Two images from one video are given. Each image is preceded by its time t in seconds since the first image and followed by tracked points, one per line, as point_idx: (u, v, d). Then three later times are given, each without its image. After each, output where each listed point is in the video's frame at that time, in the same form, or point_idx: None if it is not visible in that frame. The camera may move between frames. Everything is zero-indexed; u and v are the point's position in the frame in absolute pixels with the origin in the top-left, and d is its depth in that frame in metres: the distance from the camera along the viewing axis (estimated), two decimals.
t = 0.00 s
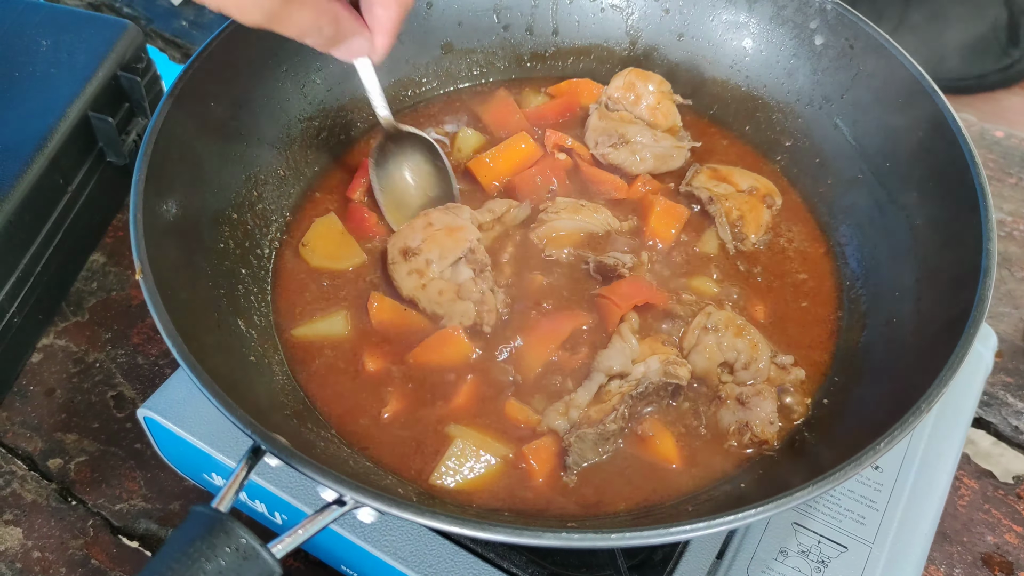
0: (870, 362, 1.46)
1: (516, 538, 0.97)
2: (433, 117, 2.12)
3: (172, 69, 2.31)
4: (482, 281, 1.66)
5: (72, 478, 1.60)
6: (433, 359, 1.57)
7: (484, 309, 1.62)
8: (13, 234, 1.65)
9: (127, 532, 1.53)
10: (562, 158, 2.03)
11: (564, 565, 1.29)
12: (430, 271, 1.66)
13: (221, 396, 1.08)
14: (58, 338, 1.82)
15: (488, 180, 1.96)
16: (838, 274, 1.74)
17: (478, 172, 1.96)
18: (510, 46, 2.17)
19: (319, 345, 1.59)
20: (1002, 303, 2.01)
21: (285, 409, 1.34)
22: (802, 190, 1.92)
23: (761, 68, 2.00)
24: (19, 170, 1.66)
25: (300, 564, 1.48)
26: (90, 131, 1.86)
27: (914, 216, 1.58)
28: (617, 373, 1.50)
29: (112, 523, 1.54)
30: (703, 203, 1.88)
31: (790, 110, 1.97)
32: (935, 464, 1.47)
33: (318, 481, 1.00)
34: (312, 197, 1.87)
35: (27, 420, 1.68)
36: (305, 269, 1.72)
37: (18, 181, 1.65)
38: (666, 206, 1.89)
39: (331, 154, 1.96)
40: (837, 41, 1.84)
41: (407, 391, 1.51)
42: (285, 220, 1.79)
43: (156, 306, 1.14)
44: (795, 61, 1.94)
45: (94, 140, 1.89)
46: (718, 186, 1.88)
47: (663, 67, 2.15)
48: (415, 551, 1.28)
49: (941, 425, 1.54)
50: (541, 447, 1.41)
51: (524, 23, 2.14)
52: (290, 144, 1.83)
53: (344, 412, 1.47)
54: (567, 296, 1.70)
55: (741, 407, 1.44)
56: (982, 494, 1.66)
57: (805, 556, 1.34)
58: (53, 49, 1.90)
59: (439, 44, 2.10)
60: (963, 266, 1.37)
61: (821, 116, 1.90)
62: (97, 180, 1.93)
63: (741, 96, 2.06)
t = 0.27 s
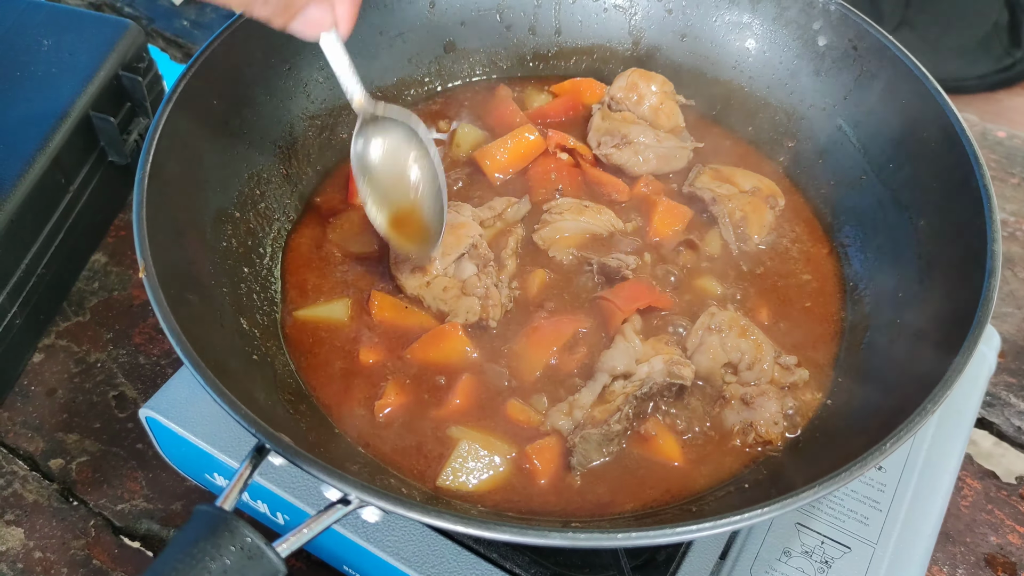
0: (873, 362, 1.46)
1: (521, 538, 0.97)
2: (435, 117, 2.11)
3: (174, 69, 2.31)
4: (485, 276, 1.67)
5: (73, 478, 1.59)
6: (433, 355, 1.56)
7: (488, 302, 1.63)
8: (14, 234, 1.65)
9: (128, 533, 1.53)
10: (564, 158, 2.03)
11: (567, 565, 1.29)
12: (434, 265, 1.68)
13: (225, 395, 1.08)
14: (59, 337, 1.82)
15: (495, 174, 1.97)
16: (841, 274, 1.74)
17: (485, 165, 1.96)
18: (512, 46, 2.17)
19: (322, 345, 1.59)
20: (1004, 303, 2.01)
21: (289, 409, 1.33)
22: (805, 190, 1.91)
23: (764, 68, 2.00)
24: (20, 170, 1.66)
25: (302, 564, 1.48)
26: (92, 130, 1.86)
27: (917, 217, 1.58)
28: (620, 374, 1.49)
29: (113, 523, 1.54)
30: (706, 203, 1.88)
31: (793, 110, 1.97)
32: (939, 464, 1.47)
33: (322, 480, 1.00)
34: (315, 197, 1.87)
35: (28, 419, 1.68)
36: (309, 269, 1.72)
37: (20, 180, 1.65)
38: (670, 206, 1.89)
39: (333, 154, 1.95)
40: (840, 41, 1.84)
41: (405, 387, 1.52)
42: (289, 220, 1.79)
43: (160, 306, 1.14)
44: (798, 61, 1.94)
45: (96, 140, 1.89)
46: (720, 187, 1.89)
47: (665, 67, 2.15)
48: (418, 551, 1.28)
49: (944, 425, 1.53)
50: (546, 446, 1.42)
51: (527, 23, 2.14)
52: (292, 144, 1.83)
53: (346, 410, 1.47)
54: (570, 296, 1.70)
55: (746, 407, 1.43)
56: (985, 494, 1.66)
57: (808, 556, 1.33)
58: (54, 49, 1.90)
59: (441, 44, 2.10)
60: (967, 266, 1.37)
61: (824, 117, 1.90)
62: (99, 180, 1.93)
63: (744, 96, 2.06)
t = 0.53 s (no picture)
0: (872, 363, 1.46)
1: (521, 538, 0.97)
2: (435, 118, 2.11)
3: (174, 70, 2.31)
4: (517, 256, 1.73)
5: (74, 479, 1.60)
6: (437, 339, 1.58)
7: (518, 280, 1.68)
8: (15, 235, 1.65)
9: (128, 533, 1.53)
10: (570, 158, 2.03)
11: (566, 565, 1.29)
12: (468, 247, 1.73)
13: (226, 395, 1.08)
14: (60, 339, 1.82)
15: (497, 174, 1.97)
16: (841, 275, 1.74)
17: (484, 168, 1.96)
18: (512, 47, 2.17)
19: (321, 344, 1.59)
20: (1003, 304, 2.02)
21: (289, 409, 1.34)
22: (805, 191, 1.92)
23: (764, 69, 2.00)
24: (20, 171, 1.66)
25: (302, 565, 1.48)
26: (93, 131, 1.86)
27: (917, 218, 1.58)
28: (618, 374, 1.49)
29: (113, 524, 1.54)
30: (713, 200, 1.88)
31: (793, 111, 1.97)
32: (938, 465, 1.47)
33: (322, 481, 1.00)
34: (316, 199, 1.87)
35: (29, 420, 1.68)
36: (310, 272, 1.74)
37: (20, 182, 1.65)
38: (682, 202, 1.88)
39: (333, 154, 1.95)
40: (840, 42, 1.84)
41: (410, 378, 1.53)
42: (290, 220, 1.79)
43: (160, 306, 1.14)
44: (797, 63, 1.94)
45: (96, 141, 1.89)
46: (729, 184, 1.88)
47: (665, 68, 2.15)
48: (418, 552, 1.28)
49: (944, 425, 1.54)
50: (541, 446, 1.41)
51: (527, 24, 2.14)
52: (292, 144, 1.83)
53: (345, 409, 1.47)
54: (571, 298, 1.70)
55: (744, 408, 1.44)
56: (984, 495, 1.66)
57: (807, 556, 1.34)
58: (55, 51, 1.90)
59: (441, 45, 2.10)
60: (966, 267, 1.38)
61: (823, 118, 1.90)
62: (99, 180, 1.93)
63: (743, 97, 2.06)
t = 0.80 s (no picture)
0: (870, 363, 1.46)
1: (516, 540, 0.97)
2: (433, 118, 2.11)
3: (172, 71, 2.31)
4: (518, 258, 1.71)
5: (72, 480, 1.60)
6: (448, 353, 1.57)
7: (518, 283, 1.67)
8: (13, 236, 1.65)
9: (126, 534, 1.53)
10: (568, 161, 2.03)
11: (563, 566, 1.29)
12: (471, 248, 1.73)
13: (221, 397, 1.08)
14: (58, 339, 1.82)
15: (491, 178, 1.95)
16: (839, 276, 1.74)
17: (479, 171, 1.95)
18: (510, 48, 2.17)
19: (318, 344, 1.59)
20: (1001, 304, 2.01)
21: (285, 409, 1.34)
22: (803, 192, 1.91)
23: (762, 70, 2.00)
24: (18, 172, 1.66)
25: (299, 565, 1.48)
26: (91, 132, 1.86)
27: (915, 219, 1.58)
28: (615, 375, 1.48)
29: (111, 524, 1.54)
30: (711, 203, 1.87)
31: (791, 111, 1.97)
32: (936, 466, 1.47)
33: (317, 482, 1.00)
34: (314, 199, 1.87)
35: (26, 421, 1.68)
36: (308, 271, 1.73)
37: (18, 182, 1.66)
38: (685, 207, 1.86)
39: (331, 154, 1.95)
40: (837, 43, 1.84)
41: (407, 379, 1.52)
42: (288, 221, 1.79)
43: (156, 307, 1.14)
44: (795, 63, 1.94)
45: (94, 141, 1.89)
46: (726, 186, 1.87)
47: (663, 69, 2.15)
48: (414, 552, 1.28)
49: (941, 426, 1.54)
50: (537, 447, 1.40)
51: (525, 25, 2.14)
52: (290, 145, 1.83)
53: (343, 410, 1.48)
54: (569, 299, 1.70)
55: (741, 408, 1.45)
56: (982, 495, 1.66)
57: (805, 557, 1.34)
58: (53, 51, 1.90)
59: (439, 46, 2.10)
60: (963, 268, 1.38)
61: (820, 118, 1.90)
62: (97, 181, 1.93)
63: (741, 97, 2.06)
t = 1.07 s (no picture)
0: (867, 365, 1.46)
1: (515, 541, 0.97)
2: (432, 120, 2.12)
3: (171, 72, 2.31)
4: (513, 260, 1.72)
5: (70, 481, 1.60)
6: (456, 361, 1.54)
7: (514, 285, 1.67)
8: (12, 237, 1.65)
9: (124, 535, 1.53)
10: (565, 162, 2.03)
11: (561, 568, 1.29)
12: (465, 252, 1.72)
13: (220, 398, 1.08)
14: (57, 341, 1.82)
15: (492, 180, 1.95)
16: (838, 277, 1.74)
17: (479, 174, 1.95)
18: (508, 49, 2.17)
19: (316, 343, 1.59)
20: (1000, 306, 2.02)
21: (284, 411, 1.34)
22: (802, 193, 1.92)
23: (759, 72, 2.01)
24: (17, 173, 1.66)
25: (298, 567, 1.48)
26: (90, 133, 1.86)
27: (912, 220, 1.59)
28: (616, 377, 1.49)
29: (109, 526, 1.54)
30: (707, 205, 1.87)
31: (788, 113, 1.97)
32: (934, 468, 1.47)
33: (316, 483, 1.01)
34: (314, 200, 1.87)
35: (25, 422, 1.68)
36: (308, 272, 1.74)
37: (17, 184, 1.66)
38: (683, 209, 1.86)
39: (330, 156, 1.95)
40: (835, 45, 1.85)
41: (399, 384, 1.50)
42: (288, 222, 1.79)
43: (155, 308, 1.14)
44: (793, 65, 1.94)
45: (93, 143, 1.89)
46: (723, 188, 1.88)
47: (661, 71, 2.15)
48: (413, 554, 1.28)
49: (940, 427, 1.54)
50: (536, 449, 1.40)
51: (523, 27, 2.14)
52: (289, 146, 1.83)
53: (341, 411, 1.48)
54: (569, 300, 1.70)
55: (739, 410, 1.44)
56: (980, 497, 1.66)
57: (802, 558, 1.34)
58: (52, 53, 1.90)
59: (438, 47, 2.10)
60: (961, 269, 1.38)
61: (817, 120, 1.91)
62: (96, 183, 1.93)
63: (739, 99, 2.06)
